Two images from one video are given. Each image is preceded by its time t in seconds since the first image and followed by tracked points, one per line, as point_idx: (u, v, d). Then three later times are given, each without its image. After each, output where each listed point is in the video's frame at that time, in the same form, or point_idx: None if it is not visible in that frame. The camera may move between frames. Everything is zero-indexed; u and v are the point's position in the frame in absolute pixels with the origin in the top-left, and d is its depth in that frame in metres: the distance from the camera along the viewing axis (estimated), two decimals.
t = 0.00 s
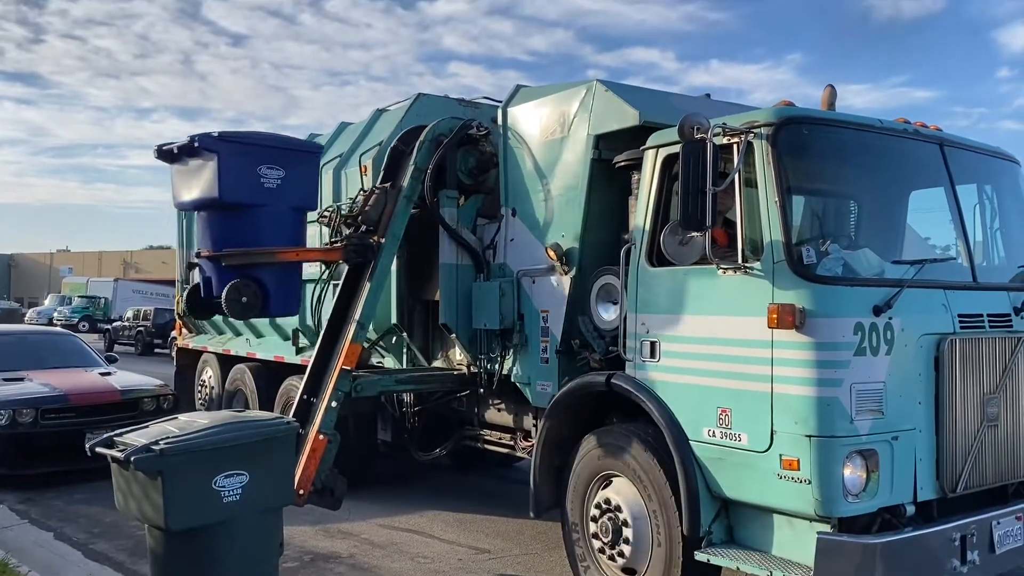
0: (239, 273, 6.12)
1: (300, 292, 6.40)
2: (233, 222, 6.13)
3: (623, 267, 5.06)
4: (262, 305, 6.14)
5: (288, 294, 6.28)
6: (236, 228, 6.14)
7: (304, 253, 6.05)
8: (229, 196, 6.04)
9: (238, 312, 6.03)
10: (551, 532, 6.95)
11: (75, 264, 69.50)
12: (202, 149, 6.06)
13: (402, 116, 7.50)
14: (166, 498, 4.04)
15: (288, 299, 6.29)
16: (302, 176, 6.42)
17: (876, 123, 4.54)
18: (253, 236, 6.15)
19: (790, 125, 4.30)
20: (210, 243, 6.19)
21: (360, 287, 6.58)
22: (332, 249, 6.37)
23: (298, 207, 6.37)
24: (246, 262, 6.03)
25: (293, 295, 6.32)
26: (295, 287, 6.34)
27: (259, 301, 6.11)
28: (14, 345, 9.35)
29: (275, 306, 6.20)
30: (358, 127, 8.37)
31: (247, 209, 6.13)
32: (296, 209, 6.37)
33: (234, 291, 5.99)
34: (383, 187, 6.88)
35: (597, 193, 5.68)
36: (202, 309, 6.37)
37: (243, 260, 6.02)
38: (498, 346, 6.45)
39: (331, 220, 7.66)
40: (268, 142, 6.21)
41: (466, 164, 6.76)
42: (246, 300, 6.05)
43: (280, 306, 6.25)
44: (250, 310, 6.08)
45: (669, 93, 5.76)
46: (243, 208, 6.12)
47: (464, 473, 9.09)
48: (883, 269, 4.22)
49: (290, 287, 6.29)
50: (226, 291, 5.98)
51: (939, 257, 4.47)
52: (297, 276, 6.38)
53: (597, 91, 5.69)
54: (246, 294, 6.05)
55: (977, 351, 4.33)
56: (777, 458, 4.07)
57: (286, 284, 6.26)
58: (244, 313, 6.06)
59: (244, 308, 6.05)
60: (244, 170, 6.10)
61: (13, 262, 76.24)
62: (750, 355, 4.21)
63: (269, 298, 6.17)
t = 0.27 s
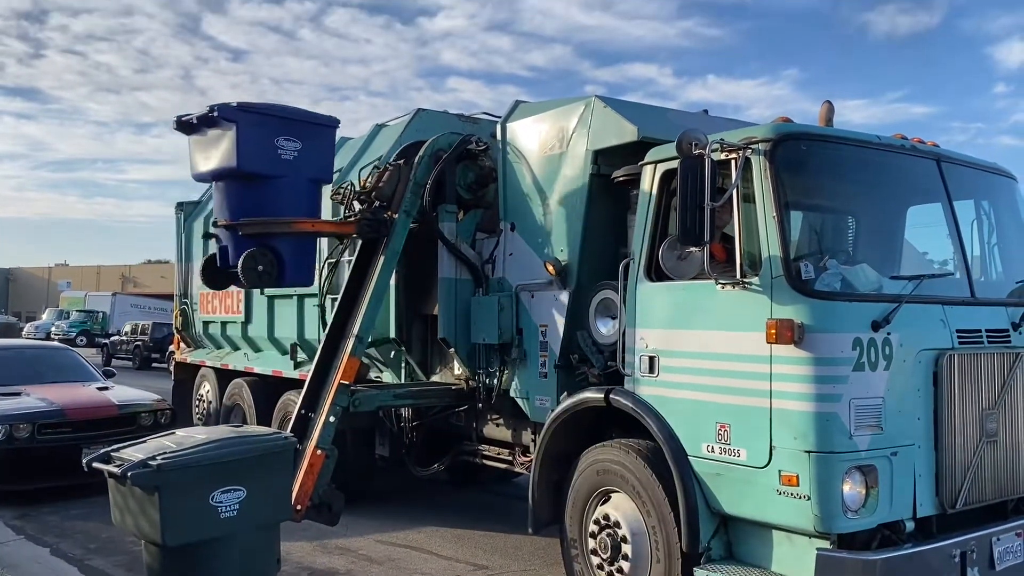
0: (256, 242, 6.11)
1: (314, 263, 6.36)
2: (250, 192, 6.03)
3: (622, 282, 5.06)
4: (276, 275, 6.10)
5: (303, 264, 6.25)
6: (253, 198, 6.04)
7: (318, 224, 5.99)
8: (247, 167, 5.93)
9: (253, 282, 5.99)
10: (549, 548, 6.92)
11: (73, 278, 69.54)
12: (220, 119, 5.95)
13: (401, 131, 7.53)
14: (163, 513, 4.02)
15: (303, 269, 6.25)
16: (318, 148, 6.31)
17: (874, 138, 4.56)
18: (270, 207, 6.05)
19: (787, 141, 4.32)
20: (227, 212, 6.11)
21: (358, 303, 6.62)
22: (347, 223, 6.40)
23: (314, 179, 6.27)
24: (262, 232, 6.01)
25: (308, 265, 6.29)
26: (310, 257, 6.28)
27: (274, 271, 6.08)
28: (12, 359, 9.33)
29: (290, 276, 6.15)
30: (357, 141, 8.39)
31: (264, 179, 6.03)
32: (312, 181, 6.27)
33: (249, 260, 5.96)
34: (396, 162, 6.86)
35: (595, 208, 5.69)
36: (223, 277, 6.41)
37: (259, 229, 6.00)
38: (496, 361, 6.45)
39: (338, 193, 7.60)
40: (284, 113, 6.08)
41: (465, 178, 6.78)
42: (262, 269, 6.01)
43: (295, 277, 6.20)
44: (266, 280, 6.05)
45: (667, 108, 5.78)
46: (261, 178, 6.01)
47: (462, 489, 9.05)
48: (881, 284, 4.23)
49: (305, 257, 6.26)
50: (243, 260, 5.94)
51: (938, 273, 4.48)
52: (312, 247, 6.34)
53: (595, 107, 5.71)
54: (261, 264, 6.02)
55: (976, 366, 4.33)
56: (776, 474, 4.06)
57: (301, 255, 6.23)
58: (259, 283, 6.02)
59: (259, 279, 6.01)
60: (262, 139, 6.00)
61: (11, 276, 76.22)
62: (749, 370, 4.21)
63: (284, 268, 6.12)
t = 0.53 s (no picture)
0: (265, 211, 6.03)
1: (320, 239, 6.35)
2: (265, 162, 5.95)
3: (620, 296, 5.06)
4: (283, 246, 6.07)
5: (311, 239, 6.22)
6: (267, 167, 5.97)
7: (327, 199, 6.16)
8: (264, 136, 5.87)
9: (261, 250, 5.93)
10: (547, 564, 6.89)
11: (71, 292, 69.50)
12: (239, 86, 5.83)
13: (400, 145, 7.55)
14: (159, 528, 4.00)
15: (311, 244, 6.23)
16: (335, 126, 6.31)
17: (871, 153, 4.57)
18: (284, 179, 6.00)
19: (785, 155, 4.33)
20: (238, 179, 5.99)
21: (355, 319, 6.63)
22: (357, 202, 6.50)
23: (329, 156, 6.26)
24: (273, 201, 5.95)
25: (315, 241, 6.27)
26: (317, 232, 6.27)
27: (281, 241, 6.05)
28: (8, 374, 9.30)
29: (297, 248, 6.12)
30: (355, 156, 8.41)
31: (280, 150, 5.98)
32: (327, 159, 6.26)
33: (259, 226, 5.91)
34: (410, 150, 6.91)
35: (594, 222, 5.69)
36: (224, 253, 6.18)
37: (272, 198, 5.94)
38: (495, 375, 6.44)
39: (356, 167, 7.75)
40: (304, 87, 6.07)
41: (463, 193, 6.77)
42: (270, 238, 5.97)
43: (302, 251, 6.17)
44: (272, 249, 6.01)
45: (664, 123, 5.81)
46: (277, 148, 5.96)
47: (460, 504, 9.01)
48: (879, 298, 4.23)
49: (313, 231, 6.23)
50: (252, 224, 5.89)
51: (936, 287, 4.49)
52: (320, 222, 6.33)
53: (593, 122, 5.73)
54: (270, 233, 5.98)
55: (974, 380, 4.33)
56: (775, 488, 4.05)
57: (310, 228, 6.21)
58: (265, 251, 5.98)
59: (266, 247, 5.97)
60: (280, 111, 5.95)
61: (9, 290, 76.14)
62: (748, 385, 4.20)
63: (291, 239, 6.09)
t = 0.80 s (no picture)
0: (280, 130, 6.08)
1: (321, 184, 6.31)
2: (301, 90, 6.05)
3: (619, 307, 5.06)
4: (284, 171, 6.05)
5: (314, 177, 6.19)
6: (298, 98, 6.06)
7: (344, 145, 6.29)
8: (308, 67, 6.00)
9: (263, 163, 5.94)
10: None
11: (69, 304, 69.46)
12: (301, 17, 6.07)
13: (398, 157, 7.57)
14: (156, 542, 3.99)
15: (312, 181, 6.19)
16: (373, 93, 6.46)
17: (868, 165, 4.58)
18: (313, 110, 6.09)
19: (782, 167, 4.34)
20: (266, 95, 6.07)
21: (353, 332, 6.62)
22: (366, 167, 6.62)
23: (358, 114, 6.36)
24: (293, 124, 6.01)
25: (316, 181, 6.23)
26: (322, 173, 6.25)
27: (285, 164, 6.04)
28: (5, 386, 9.28)
29: (296, 177, 6.08)
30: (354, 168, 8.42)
31: (318, 85, 6.11)
32: (357, 116, 6.37)
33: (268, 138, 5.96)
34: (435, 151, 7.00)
35: (591, 233, 5.69)
36: (226, 164, 6.20)
37: (292, 121, 6.00)
38: (492, 387, 6.43)
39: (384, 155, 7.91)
40: (359, 43, 6.32)
41: (461, 205, 6.81)
42: (273, 154, 5.99)
43: (302, 183, 6.13)
44: (274, 169, 6.00)
45: (662, 135, 5.82)
46: (317, 83, 6.09)
47: (458, 517, 8.98)
48: (877, 310, 4.23)
49: (318, 171, 6.22)
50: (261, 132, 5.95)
51: (934, 299, 4.49)
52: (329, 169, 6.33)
53: (590, 134, 5.74)
54: (277, 151, 6.00)
55: (973, 392, 4.33)
56: (774, 500, 4.04)
57: (317, 167, 6.20)
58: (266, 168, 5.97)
59: (267, 163, 5.97)
60: (330, 50, 6.15)
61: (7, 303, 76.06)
62: (745, 397, 4.20)
63: (294, 166, 6.08)
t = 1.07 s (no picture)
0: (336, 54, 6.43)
1: (343, 119, 6.56)
2: (374, 33, 6.58)
3: (617, 316, 5.06)
4: (322, 83, 6.33)
5: (340, 104, 6.44)
6: (365, 35, 6.54)
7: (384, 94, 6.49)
8: (388, 18, 6.61)
9: (308, 67, 6.23)
10: None
11: (67, 314, 69.39)
12: None
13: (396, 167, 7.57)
14: (153, 552, 4.04)
15: (336, 108, 6.44)
16: (434, 77, 6.86)
17: (865, 173, 4.59)
18: (374, 53, 6.54)
19: (779, 176, 4.35)
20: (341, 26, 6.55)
21: (350, 342, 6.62)
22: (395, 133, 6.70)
23: (411, 80, 6.73)
24: (350, 50, 6.32)
25: (339, 111, 6.47)
26: (353, 106, 6.50)
27: (325, 78, 6.32)
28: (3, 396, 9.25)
29: (325, 96, 6.36)
30: (352, 177, 8.42)
31: (390, 36, 6.64)
32: (411, 82, 6.75)
33: (327, 49, 6.28)
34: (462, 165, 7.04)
35: (589, 243, 5.69)
36: (276, 65, 6.47)
37: (352, 47, 6.32)
38: (491, 396, 6.42)
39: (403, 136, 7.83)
40: (443, 32, 6.89)
41: (460, 214, 6.81)
42: (320, 63, 6.28)
43: (328, 104, 6.39)
44: (312, 77, 6.27)
45: (660, 144, 5.83)
46: (389, 34, 6.62)
47: (457, 527, 8.96)
48: (875, 319, 4.23)
49: (347, 103, 6.47)
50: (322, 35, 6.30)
51: (932, 307, 4.49)
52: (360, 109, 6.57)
53: (588, 144, 5.75)
54: (324, 65, 6.29)
55: (972, 400, 4.33)
56: (773, 510, 4.03)
57: (347, 99, 6.45)
58: (308, 72, 6.25)
59: (312, 68, 6.25)
60: (416, 21, 6.73)
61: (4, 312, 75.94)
62: (745, 406, 4.19)
63: (330, 85, 6.36)
